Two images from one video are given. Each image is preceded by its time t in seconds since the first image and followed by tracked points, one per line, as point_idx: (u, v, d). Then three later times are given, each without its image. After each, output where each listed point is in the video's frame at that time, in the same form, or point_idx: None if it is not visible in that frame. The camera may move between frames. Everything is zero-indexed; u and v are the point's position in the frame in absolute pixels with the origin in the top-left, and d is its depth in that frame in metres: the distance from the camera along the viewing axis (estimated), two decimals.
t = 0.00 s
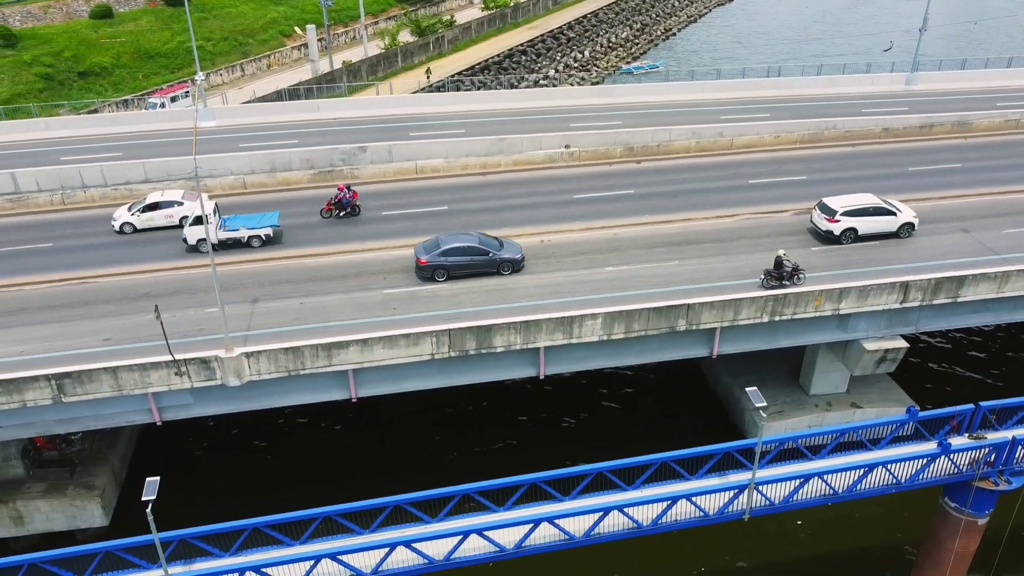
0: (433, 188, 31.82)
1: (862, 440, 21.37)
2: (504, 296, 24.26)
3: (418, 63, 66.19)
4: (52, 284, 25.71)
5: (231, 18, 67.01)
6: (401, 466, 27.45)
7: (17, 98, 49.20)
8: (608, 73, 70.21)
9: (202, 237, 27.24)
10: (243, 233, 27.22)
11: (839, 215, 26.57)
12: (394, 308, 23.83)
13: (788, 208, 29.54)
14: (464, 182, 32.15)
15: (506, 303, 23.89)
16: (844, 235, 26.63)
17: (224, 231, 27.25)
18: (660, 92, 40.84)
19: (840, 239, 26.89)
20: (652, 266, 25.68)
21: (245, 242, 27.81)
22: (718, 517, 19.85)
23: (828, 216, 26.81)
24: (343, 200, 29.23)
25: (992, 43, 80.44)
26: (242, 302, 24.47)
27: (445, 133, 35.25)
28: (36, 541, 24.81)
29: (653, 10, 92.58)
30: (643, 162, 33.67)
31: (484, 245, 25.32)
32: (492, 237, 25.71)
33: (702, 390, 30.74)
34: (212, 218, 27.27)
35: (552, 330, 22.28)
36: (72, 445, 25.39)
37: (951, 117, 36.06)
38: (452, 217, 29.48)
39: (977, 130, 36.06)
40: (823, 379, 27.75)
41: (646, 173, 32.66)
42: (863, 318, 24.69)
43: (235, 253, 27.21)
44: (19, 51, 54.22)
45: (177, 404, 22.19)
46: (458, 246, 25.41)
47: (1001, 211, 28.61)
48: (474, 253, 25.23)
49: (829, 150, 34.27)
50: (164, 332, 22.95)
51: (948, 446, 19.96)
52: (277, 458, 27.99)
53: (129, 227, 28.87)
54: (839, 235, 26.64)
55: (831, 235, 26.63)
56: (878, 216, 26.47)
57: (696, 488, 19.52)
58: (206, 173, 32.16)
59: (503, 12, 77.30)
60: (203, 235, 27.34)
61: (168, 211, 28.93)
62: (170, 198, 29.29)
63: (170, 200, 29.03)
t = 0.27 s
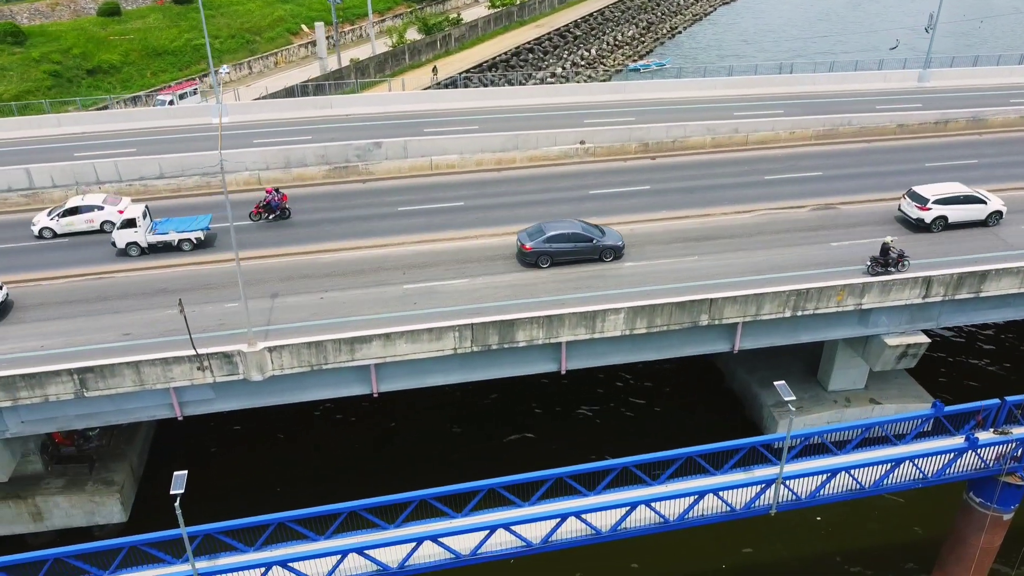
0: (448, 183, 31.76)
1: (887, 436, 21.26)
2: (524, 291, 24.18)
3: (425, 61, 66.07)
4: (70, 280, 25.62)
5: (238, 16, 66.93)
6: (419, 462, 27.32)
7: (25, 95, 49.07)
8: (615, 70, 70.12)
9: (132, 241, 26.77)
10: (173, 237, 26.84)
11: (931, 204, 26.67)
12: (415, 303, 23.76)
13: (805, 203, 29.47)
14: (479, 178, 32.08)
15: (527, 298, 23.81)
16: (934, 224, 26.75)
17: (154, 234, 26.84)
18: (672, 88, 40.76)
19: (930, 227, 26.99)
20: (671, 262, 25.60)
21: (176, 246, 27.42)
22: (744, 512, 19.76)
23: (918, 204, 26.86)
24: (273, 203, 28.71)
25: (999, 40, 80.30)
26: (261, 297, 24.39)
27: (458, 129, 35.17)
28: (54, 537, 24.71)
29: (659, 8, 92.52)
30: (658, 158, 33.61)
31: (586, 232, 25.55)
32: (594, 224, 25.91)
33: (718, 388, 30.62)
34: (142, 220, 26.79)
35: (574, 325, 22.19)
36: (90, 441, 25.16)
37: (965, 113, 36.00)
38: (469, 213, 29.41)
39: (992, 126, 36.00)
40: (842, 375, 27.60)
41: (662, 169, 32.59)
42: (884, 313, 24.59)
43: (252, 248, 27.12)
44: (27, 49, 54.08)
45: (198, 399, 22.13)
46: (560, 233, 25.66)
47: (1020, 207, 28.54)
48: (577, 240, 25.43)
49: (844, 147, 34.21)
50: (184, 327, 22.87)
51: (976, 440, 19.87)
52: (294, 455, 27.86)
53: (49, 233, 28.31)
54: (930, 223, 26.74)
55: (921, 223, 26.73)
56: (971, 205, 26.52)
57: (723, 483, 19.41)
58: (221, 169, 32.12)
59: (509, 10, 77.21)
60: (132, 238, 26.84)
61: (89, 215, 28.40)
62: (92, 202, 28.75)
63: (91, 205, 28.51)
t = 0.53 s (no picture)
0: (463, 179, 31.66)
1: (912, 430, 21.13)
2: (544, 285, 24.08)
3: (433, 59, 65.87)
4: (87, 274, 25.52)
5: (245, 14, 66.84)
6: (435, 458, 27.18)
7: (34, 92, 48.95)
8: (621, 68, 69.98)
9: (56, 244, 26.05)
10: (99, 241, 26.13)
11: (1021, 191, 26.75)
12: (434, 297, 23.66)
13: (823, 198, 29.38)
14: (494, 174, 31.99)
15: (547, 292, 23.71)
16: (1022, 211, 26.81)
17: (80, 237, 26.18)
18: (684, 84, 40.64)
19: (1017, 215, 27.08)
20: (690, 256, 25.51)
21: (104, 250, 26.66)
22: (770, 505, 19.65)
23: (1008, 192, 26.91)
24: (200, 207, 28.33)
25: (1005, 37, 80.11)
26: (279, 291, 24.29)
27: (472, 125, 35.07)
28: (71, 532, 24.58)
29: (664, 6, 92.44)
30: (673, 154, 33.51)
31: (687, 219, 25.76)
32: (694, 212, 26.12)
33: (735, 384, 30.49)
34: (68, 224, 26.07)
35: (596, 319, 22.08)
36: (107, 436, 25.06)
37: (980, 108, 35.92)
38: (485, 207, 29.32)
39: (1006, 121, 35.91)
40: (861, 370, 27.47)
41: (677, 164, 32.51)
42: (905, 307, 24.49)
43: (269, 243, 27.01)
44: (35, 46, 53.96)
45: (218, 393, 22.02)
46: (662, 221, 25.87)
47: None
48: (678, 227, 25.68)
49: (859, 142, 34.14)
50: (203, 321, 22.76)
51: (1003, 434, 19.74)
52: (310, 450, 27.71)
53: None
54: (1020, 211, 26.79)
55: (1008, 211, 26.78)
56: None
57: (749, 477, 19.29)
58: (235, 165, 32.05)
59: (516, 8, 77.10)
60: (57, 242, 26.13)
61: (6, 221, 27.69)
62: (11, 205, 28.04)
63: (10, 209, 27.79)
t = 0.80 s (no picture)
0: (477, 174, 31.56)
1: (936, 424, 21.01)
2: (564, 280, 23.96)
3: (440, 57, 65.66)
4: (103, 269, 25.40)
5: (252, 12, 66.74)
6: (451, 453, 27.04)
7: (42, 89, 48.83)
8: (628, 65, 69.80)
9: None
10: (21, 244, 25.60)
11: None
12: (454, 291, 23.54)
13: (840, 194, 29.27)
14: (508, 169, 31.89)
15: (566, 287, 23.59)
16: None
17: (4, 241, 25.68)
18: (696, 81, 40.53)
19: None
20: (709, 251, 25.39)
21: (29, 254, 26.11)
22: (796, 500, 19.54)
23: None
24: (124, 209, 27.67)
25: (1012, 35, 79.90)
26: (297, 286, 24.18)
27: (484, 121, 34.98)
28: (87, 528, 24.44)
29: (669, 5, 92.33)
30: (687, 150, 33.40)
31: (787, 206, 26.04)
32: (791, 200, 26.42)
33: (750, 380, 30.40)
34: None
35: (618, 313, 21.98)
36: (122, 432, 25.27)
37: (994, 105, 35.82)
38: (501, 203, 29.21)
39: (1021, 118, 35.80)
40: (879, 366, 27.34)
41: (692, 160, 32.41)
42: (926, 302, 24.39)
43: (285, 238, 26.89)
44: (43, 43, 53.85)
45: (237, 388, 21.90)
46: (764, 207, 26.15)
47: None
48: (779, 215, 25.96)
49: (873, 138, 34.04)
50: (221, 316, 22.65)
51: None
52: (325, 447, 27.56)
53: None
54: None
55: None
56: None
57: (775, 471, 19.17)
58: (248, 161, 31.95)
59: (522, 6, 77.00)
60: None
61: None
62: None
63: None
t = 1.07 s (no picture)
0: (491, 173, 31.50)
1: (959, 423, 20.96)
2: (582, 277, 23.90)
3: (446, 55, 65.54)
4: (120, 267, 25.35)
5: (258, 11, 66.67)
6: (467, 452, 26.97)
7: (50, 87, 48.74)
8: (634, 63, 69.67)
9: None
10: None
11: None
12: (472, 289, 23.49)
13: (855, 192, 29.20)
14: (522, 168, 31.83)
15: (585, 285, 23.53)
16: None
17: None
18: (707, 79, 40.47)
19: None
20: (727, 249, 25.33)
21: None
22: (820, 498, 19.52)
23: None
24: (47, 215, 27.25)
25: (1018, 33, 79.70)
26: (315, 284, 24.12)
27: (497, 119, 34.93)
28: (104, 526, 24.37)
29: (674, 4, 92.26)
30: (701, 148, 33.32)
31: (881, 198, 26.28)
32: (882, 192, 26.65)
33: (765, 379, 30.34)
34: None
35: (638, 311, 21.92)
36: (140, 430, 24.96)
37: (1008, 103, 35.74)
38: (516, 201, 29.15)
39: None
40: (896, 364, 27.23)
41: (706, 158, 32.35)
42: (945, 301, 24.35)
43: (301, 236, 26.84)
44: (50, 42, 53.75)
45: (257, 386, 21.86)
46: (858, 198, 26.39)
47: None
48: (873, 205, 26.19)
49: (887, 137, 33.98)
50: (240, 314, 22.59)
51: None
52: (339, 445, 27.44)
53: None
54: None
55: None
56: None
57: (799, 469, 19.13)
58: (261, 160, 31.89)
59: (527, 5, 76.92)
60: None
61: None
62: None
63: None
